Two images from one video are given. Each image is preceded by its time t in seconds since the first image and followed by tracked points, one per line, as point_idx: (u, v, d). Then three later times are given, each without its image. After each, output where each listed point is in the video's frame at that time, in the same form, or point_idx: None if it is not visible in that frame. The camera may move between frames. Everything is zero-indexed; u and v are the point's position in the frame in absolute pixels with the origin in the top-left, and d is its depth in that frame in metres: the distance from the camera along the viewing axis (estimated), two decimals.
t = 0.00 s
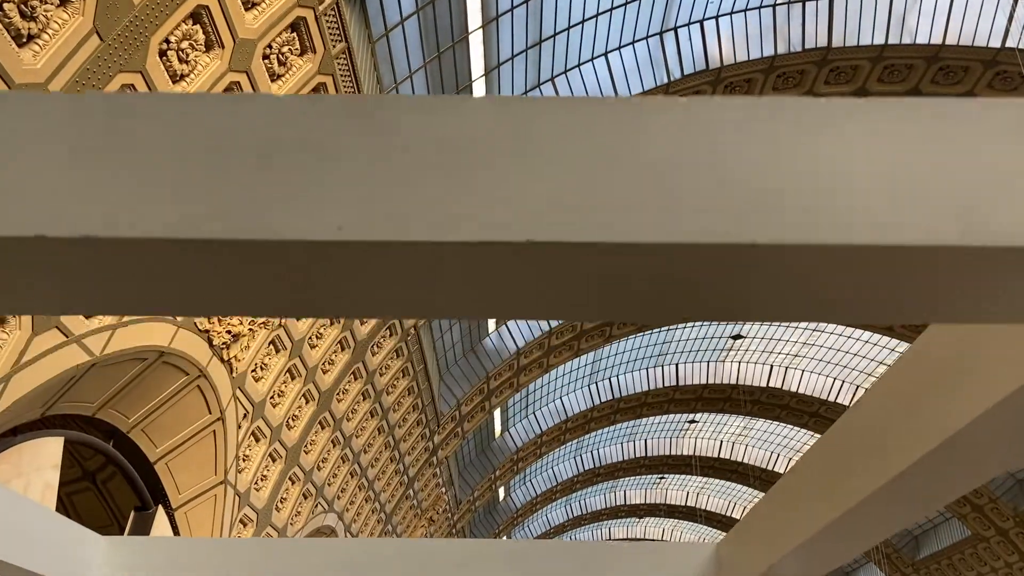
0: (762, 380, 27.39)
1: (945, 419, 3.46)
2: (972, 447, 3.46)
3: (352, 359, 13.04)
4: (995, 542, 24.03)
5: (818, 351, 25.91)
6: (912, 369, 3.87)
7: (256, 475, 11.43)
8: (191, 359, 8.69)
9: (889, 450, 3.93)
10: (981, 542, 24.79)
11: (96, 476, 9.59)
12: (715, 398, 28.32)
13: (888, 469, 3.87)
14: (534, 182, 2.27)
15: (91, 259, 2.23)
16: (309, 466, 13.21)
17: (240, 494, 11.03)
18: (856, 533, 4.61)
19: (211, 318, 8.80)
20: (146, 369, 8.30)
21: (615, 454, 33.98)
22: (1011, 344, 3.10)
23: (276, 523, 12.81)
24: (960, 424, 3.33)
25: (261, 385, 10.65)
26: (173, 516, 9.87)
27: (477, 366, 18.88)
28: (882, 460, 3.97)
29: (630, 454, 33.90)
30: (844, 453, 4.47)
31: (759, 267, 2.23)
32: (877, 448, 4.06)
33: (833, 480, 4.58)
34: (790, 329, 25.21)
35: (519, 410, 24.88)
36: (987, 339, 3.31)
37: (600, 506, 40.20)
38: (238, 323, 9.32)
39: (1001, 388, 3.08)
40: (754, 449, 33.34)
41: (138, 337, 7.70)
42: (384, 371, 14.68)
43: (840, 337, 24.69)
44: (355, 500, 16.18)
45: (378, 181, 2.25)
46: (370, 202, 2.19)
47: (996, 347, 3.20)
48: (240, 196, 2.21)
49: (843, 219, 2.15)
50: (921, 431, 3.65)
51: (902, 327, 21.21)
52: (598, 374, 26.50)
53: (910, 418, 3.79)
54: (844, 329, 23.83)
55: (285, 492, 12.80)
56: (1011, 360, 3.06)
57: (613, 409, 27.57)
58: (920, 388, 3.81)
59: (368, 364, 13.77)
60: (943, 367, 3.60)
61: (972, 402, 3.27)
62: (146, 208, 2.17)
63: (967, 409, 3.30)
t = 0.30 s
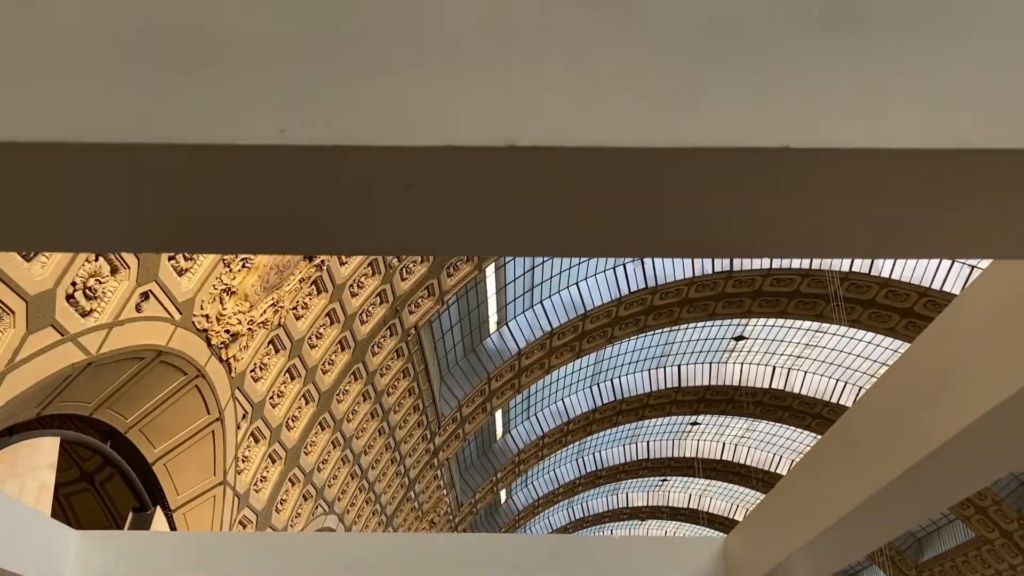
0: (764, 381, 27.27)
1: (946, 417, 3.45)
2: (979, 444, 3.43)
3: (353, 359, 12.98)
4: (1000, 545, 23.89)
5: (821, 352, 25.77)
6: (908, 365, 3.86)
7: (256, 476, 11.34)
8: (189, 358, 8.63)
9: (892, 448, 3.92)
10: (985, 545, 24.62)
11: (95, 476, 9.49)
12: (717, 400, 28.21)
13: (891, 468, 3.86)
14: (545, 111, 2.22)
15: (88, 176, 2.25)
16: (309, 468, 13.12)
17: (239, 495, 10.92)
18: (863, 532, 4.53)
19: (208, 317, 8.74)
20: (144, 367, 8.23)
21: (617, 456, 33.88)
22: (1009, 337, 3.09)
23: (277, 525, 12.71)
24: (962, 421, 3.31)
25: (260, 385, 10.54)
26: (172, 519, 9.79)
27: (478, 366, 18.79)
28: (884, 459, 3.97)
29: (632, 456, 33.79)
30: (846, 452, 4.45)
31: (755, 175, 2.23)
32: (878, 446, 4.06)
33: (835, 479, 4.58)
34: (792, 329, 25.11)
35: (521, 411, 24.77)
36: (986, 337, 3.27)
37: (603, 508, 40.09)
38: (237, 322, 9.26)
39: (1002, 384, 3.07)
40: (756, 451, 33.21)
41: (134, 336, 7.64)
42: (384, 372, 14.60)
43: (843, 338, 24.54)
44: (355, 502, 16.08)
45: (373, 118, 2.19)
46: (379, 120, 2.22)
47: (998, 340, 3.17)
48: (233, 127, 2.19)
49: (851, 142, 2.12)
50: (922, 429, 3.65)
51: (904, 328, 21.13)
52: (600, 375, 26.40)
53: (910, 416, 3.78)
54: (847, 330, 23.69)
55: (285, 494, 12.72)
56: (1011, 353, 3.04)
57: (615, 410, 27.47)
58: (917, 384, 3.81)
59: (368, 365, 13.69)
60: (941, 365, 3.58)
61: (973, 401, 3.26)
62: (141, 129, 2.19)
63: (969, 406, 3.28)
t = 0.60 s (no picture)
0: (767, 381, 27.17)
1: (949, 410, 3.43)
2: (981, 436, 3.40)
3: (353, 357, 12.91)
4: (1003, 545, 23.73)
5: (823, 351, 25.64)
6: (909, 356, 3.83)
7: (254, 474, 11.27)
8: (186, 354, 8.55)
9: (895, 441, 3.89)
10: (988, 544, 24.51)
11: (93, 476, 9.37)
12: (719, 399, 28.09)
13: (893, 462, 3.85)
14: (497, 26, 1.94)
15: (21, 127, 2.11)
16: (309, 466, 13.05)
17: (237, 495, 10.85)
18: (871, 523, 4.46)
19: (205, 313, 8.65)
20: (140, 366, 8.16)
21: (619, 455, 33.81)
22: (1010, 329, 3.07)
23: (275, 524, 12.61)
24: (963, 415, 3.30)
25: (259, 382, 10.46)
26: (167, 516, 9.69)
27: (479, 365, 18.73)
28: (887, 451, 3.95)
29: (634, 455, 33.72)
30: (849, 443, 4.44)
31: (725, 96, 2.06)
32: (881, 438, 4.03)
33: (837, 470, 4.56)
34: (794, 328, 25.02)
35: (522, 411, 24.67)
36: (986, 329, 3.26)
37: (605, 507, 40.05)
38: (234, 319, 9.17)
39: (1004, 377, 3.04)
40: (758, 450, 33.11)
41: (129, 332, 7.55)
42: (384, 371, 14.51)
43: (845, 337, 24.43)
44: (355, 501, 15.97)
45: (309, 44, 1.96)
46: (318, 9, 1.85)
47: (998, 331, 3.15)
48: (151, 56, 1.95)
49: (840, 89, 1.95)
50: (924, 421, 3.63)
51: (907, 327, 21.02)
52: (601, 374, 26.33)
53: (912, 408, 3.76)
54: (849, 328, 23.55)
55: (285, 493, 12.63)
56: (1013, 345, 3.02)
57: (616, 410, 27.40)
58: (919, 376, 3.79)
59: (368, 363, 13.61)
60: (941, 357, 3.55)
61: (975, 393, 3.24)
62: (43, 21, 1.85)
63: (970, 398, 3.27)
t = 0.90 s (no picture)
0: (768, 378, 27.12)
1: (890, 443, 3.08)
2: (952, 453, 2.87)
3: (353, 353, 12.84)
4: (1007, 542, 23.58)
5: (825, 348, 25.56)
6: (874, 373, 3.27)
7: (255, 470, 11.18)
8: (184, 349, 8.47)
9: (860, 465, 3.33)
10: (990, 541, 24.49)
11: (91, 472, 9.12)
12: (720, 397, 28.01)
13: (834, 497, 3.49)
14: None
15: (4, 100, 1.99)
16: (309, 463, 12.96)
17: (237, 490, 10.69)
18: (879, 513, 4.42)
19: (204, 307, 8.57)
20: (138, 359, 8.05)
21: (620, 454, 33.74)
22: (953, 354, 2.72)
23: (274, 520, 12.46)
24: (906, 449, 2.95)
25: (259, 378, 10.39)
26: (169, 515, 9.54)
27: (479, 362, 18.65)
28: (830, 484, 3.59)
29: (634, 453, 33.65)
30: (789, 471, 4.09)
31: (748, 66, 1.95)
32: (824, 468, 3.69)
33: (774, 497, 4.24)
34: (795, 325, 24.96)
35: (522, 409, 24.59)
36: (925, 353, 2.89)
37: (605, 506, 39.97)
38: (233, 313, 9.08)
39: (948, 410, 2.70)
40: (760, 448, 33.04)
41: (127, 326, 7.47)
42: (385, 366, 14.45)
43: (847, 334, 24.36)
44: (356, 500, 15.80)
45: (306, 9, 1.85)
46: None
47: (940, 358, 2.80)
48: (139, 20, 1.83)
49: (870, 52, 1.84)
50: (867, 454, 3.28)
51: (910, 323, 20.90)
52: (601, 372, 26.26)
53: (856, 438, 3.40)
54: (851, 325, 23.50)
55: (285, 490, 12.53)
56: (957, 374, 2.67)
57: (617, 408, 27.32)
58: (863, 403, 3.44)
59: (368, 359, 13.53)
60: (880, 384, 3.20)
61: (916, 425, 2.90)
62: None
63: (912, 430, 2.92)
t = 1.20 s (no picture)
0: (770, 374, 27.02)
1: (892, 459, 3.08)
2: (954, 470, 2.86)
3: (353, 349, 12.74)
4: (1011, 537, 23.46)
5: (827, 344, 25.44)
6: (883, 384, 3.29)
7: (254, 467, 11.08)
8: (182, 344, 8.36)
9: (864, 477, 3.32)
10: (993, 537, 24.39)
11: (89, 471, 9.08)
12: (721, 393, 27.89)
13: (838, 505, 3.45)
14: None
15: None
16: (309, 459, 12.86)
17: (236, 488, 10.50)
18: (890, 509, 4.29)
19: (202, 302, 8.48)
20: (135, 355, 7.95)
21: (621, 451, 33.65)
22: (953, 378, 2.72)
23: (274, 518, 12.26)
24: (907, 465, 2.94)
25: (258, 374, 10.29)
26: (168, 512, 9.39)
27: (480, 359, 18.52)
28: (827, 498, 3.59)
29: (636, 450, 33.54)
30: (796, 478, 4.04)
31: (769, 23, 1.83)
32: (829, 477, 3.64)
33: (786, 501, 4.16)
34: (797, 320, 24.83)
35: (523, 406, 24.46)
36: (925, 372, 2.90)
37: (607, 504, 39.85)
38: (232, 308, 8.97)
39: (950, 428, 2.70)
40: (762, 445, 32.93)
41: (124, 321, 7.36)
42: (385, 363, 14.36)
43: (850, 329, 24.23)
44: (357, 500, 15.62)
45: None
46: None
47: (940, 380, 2.80)
48: None
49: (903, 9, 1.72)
50: (872, 464, 3.26)
51: (913, 319, 20.73)
52: (603, 369, 26.14)
53: (862, 447, 3.37)
54: (854, 321, 23.37)
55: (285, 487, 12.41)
56: (959, 395, 2.68)
57: (618, 405, 27.20)
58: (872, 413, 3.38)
59: (368, 356, 13.42)
60: (886, 402, 3.20)
61: (919, 443, 2.89)
62: None
63: (914, 450, 2.92)
